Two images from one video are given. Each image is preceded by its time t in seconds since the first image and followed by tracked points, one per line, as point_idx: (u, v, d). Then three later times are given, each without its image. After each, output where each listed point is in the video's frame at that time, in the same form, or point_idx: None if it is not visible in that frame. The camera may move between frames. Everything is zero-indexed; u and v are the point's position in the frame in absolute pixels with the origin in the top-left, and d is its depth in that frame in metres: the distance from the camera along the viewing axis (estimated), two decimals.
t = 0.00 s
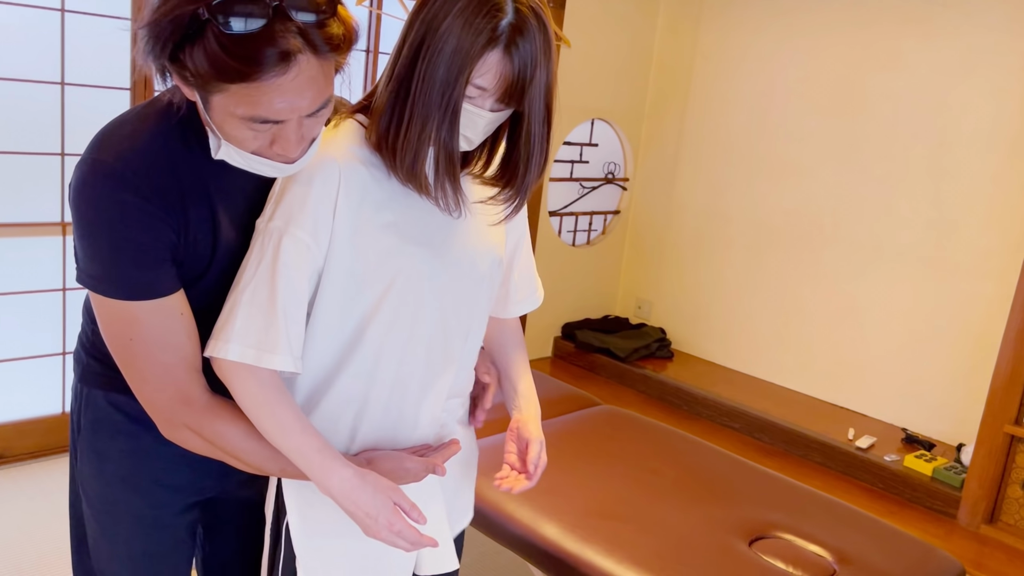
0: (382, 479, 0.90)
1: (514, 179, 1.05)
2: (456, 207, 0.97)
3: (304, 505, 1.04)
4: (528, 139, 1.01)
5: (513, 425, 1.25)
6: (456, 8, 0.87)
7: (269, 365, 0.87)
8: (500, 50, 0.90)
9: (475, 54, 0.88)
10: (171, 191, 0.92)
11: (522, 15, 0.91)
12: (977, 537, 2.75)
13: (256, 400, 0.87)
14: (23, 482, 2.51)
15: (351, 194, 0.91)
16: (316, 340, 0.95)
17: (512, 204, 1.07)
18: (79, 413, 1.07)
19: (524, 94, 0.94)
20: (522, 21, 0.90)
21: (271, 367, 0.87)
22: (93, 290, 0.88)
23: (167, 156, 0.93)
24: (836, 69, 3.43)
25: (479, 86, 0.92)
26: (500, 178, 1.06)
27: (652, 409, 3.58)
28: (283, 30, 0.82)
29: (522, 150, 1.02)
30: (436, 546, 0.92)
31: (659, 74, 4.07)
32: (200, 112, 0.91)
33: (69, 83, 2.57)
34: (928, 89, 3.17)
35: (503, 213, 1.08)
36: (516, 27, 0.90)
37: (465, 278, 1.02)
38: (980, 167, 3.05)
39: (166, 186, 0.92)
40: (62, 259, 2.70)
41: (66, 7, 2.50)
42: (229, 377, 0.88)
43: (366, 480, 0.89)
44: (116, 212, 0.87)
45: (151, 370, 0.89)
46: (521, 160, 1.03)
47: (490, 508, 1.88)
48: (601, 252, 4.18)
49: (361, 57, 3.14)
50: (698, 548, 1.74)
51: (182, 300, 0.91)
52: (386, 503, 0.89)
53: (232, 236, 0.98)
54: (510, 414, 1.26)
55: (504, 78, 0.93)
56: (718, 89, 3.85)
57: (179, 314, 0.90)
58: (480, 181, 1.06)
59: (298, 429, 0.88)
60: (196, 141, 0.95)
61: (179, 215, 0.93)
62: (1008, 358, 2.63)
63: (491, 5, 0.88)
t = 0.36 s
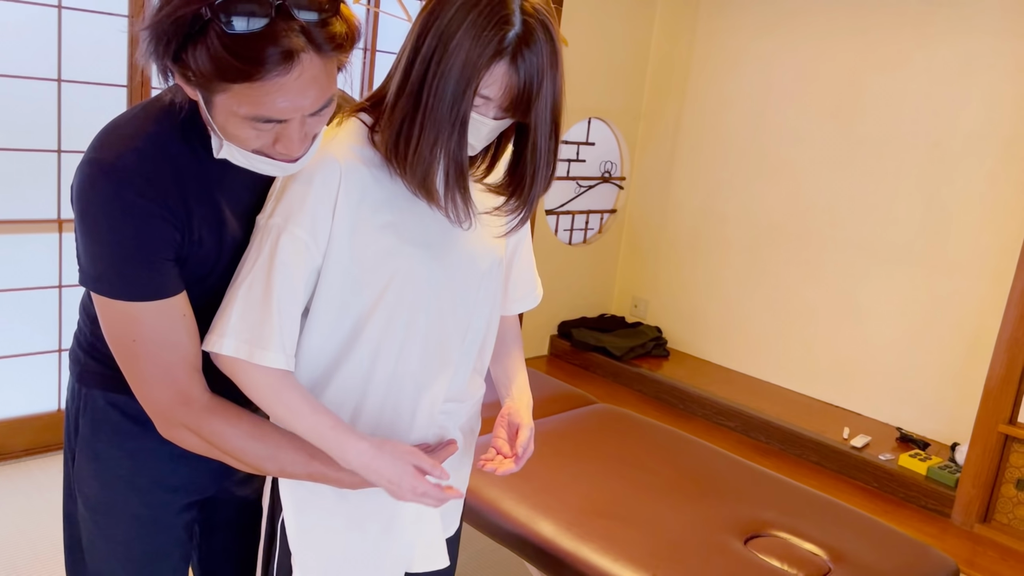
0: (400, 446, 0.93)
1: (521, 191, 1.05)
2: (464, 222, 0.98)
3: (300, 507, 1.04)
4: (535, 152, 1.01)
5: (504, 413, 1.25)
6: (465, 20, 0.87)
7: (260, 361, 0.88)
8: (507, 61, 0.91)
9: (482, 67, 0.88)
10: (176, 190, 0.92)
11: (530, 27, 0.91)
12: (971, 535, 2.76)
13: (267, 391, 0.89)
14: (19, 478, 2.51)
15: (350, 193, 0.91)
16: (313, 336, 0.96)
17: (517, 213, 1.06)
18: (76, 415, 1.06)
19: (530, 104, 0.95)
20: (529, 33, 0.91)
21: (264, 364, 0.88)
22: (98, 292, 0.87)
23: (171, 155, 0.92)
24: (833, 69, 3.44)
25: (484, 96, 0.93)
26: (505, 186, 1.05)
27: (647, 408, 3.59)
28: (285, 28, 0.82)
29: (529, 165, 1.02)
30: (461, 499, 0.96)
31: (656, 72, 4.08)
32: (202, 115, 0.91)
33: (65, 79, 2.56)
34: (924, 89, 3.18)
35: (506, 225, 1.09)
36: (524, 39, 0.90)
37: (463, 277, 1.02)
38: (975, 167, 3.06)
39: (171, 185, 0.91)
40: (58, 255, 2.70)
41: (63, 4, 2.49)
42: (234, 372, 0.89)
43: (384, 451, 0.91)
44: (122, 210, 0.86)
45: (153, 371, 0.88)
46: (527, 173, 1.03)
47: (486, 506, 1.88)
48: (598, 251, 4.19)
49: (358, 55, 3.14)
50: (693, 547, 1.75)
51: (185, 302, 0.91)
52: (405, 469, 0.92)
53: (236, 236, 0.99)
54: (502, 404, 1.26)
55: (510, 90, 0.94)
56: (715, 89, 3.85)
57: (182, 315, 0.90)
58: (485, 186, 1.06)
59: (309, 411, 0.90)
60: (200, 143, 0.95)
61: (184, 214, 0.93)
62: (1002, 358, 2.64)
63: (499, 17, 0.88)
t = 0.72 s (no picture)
0: (420, 419, 0.97)
1: (519, 182, 1.05)
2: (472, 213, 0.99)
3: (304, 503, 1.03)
4: (534, 143, 1.00)
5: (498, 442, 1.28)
6: (461, 11, 0.88)
7: (276, 361, 0.89)
8: (504, 50, 0.90)
9: (480, 56, 0.89)
10: (186, 194, 0.92)
11: (526, 16, 0.91)
12: (965, 535, 2.77)
13: (285, 384, 0.91)
14: (15, 477, 2.51)
15: (354, 193, 0.92)
16: (316, 337, 0.96)
17: (517, 209, 1.07)
18: (74, 417, 1.06)
19: (528, 94, 0.95)
20: (526, 22, 0.91)
21: (281, 364, 0.89)
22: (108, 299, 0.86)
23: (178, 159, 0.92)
24: (829, 70, 3.45)
25: (483, 87, 0.92)
26: (507, 184, 1.06)
27: (644, 407, 3.59)
28: (290, 24, 0.81)
29: (527, 154, 1.02)
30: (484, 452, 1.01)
31: (653, 72, 4.08)
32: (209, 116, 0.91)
33: (63, 78, 2.56)
34: (920, 90, 3.19)
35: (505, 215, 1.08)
36: (520, 28, 0.90)
37: (467, 275, 1.03)
38: (971, 168, 3.07)
39: (182, 190, 0.91)
40: (55, 254, 2.70)
41: (61, 2, 2.49)
42: (253, 370, 0.90)
43: (407, 425, 0.96)
44: (135, 216, 0.86)
45: (158, 379, 0.87)
46: (526, 162, 1.03)
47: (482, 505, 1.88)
48: (594, 251, 4.19)
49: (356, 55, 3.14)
50: (689, 546, 1.75)
51: (194, 308, 0.90)
52: (430, 438, 0.97)
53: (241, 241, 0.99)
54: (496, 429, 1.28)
55: (508, 80, 0.93)
56: (712, 89, 3.86)
57: (190, 322, 0.89)
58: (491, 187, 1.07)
59: (329, 398, 0.92)
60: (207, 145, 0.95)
61: (194, 218, 0.92)
62: (996, 358, 2.66)
63: (494, 6, 0.88)
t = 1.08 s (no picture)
0: (409, 424, 0.95)
1: (513, 172, 1.04)
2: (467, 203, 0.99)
3: (306, 506, 1.03)
4: (529, 134, 1.00)
5: (497, 461, 1.31)
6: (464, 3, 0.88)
7: (281, 356, 0.89)
8: (507, 42, 0.91)
9: (482, 48, 0.89)
10: (201, 200, 0.91)
11: (528, 8, 0.91)
12: (959, 535, 2.78)
13: (284, 379, 0.91)
14: (12, 475, 2.51)
15: (357, 188, 0.92)
16: (317, 333, 0.96)
17: (510, 199, 1.07)
18: (76, 415, 1.06)
19: (529, 86, 0.95)
20: (529, 15, 0.91)
21: (284, 358, 0.89)
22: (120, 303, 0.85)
23: (190, 165, 0.91)
24: (826, 71, 3.46)
25: (486, 79, 0.93)
26: (500, 174, 1.05)
27: (640, 407, 3.60)
28: (309, 48, 0.80)
29: (524, 141, 1.01)
30: (485, 468, 0.98)
31: (650, 72, 4.09)
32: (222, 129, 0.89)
33: (60, 75, 2.55)
34: (917, 91, 3.20)
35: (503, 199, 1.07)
36: (523, 20, 0.90)
37: (470, 273, 1.03)
38: (966, 169, 3.08)
39: (196, 195, 0.91)
40: (52, 251, 2.69)
41: None
42: (256, 367, 0.91)
43: (395, 431, 0.94)
44: (150, 219, 0.86)
45: (163, 383, 0.88)
46: (522, 150, 1.02)
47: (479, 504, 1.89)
48: (591, 250, 4.19)
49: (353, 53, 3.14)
50: (685, 545, 1.76)
51: (202, 312, 0.90)
52: (419, 445, 0.95)
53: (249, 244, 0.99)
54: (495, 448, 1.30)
55: (510, 72, 0.93)
56: (708, 89, 3.87)
57: (199, 325, 0.89)
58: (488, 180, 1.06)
59: (320, 396, 0.91)
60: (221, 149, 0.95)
61: (207, 225, 0.93)
62: (991, 359, 2.67)
63: None
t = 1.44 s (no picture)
0: (410, 433, 0.95)
1: (532, 170, 1.06)
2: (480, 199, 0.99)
3: (306, 491, 1.03)
4: (542, 130, 1.01)
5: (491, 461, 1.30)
6: None
7: (279, 351, 0.89)
8: (510, 36, 0.90)
9: (485, 41, 0.89)
10: (216, 186, 0.90)
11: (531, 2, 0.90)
12: (958, 533, 2.78)
13: (286, 378, 0.90)
14: (10, 474, 2.50)
15: (359, 185, 0.92)
16: (315, 326, 0.96)
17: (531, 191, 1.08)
18: (85, 414, 1.06)
19: (534, 81, 0.95)
20: (532, 8, 0.90)
21: (283, 353, 0.89)
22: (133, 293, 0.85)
23: (203, 151, 0.90)
24: (826, 69, 3.46)
25: (489, 73, 0.93)
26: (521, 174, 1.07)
27: (639, 405, 3.60)
28: (332, 62, 0.80)
29: (538, 139, 1.02)
30: (479, 481, 1.00)
31: (650, 71, 4.09)
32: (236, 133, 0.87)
33: (59, 73, 2.55)
34: (916, 90, 3.20)
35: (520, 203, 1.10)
36: (526, 14, 0.90)
37: (470, 271, 1.03)
38: (966, 168, 3.08)
39: (211, 182, 0.90)
40: (52, 249, 2.69)
41: None
42: (255, 362, 0.91)
43: (394, 439, 0.94)
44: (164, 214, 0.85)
45: (167, 367, 0.87)
46: (537, 149, 1.03)
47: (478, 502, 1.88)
48: (590, 249, 4.19)
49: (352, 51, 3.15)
50: (685, 543, 1.76)
51: (211, 302, 0.90)
52: (417, 455, 0.95)
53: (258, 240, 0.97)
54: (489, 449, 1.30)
55: (513, 65, 0.93)
56: (708, 88, 3.87)
57: (206, 315, 0.89)
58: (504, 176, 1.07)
59: (320, 400, 0.91)
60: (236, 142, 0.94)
61: (222, 213, 0.91)
62: (990, 358, 2.67)
63: None
